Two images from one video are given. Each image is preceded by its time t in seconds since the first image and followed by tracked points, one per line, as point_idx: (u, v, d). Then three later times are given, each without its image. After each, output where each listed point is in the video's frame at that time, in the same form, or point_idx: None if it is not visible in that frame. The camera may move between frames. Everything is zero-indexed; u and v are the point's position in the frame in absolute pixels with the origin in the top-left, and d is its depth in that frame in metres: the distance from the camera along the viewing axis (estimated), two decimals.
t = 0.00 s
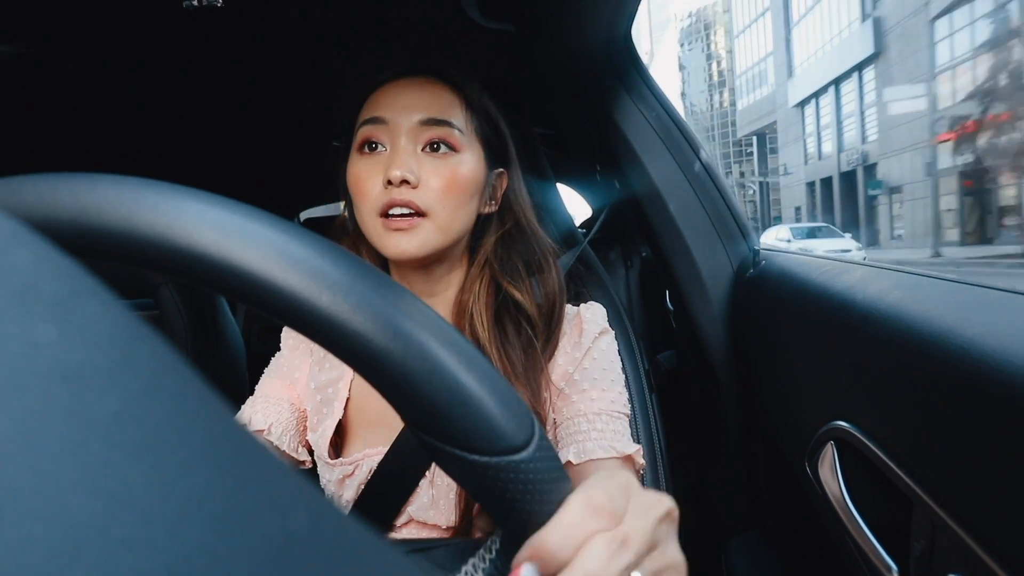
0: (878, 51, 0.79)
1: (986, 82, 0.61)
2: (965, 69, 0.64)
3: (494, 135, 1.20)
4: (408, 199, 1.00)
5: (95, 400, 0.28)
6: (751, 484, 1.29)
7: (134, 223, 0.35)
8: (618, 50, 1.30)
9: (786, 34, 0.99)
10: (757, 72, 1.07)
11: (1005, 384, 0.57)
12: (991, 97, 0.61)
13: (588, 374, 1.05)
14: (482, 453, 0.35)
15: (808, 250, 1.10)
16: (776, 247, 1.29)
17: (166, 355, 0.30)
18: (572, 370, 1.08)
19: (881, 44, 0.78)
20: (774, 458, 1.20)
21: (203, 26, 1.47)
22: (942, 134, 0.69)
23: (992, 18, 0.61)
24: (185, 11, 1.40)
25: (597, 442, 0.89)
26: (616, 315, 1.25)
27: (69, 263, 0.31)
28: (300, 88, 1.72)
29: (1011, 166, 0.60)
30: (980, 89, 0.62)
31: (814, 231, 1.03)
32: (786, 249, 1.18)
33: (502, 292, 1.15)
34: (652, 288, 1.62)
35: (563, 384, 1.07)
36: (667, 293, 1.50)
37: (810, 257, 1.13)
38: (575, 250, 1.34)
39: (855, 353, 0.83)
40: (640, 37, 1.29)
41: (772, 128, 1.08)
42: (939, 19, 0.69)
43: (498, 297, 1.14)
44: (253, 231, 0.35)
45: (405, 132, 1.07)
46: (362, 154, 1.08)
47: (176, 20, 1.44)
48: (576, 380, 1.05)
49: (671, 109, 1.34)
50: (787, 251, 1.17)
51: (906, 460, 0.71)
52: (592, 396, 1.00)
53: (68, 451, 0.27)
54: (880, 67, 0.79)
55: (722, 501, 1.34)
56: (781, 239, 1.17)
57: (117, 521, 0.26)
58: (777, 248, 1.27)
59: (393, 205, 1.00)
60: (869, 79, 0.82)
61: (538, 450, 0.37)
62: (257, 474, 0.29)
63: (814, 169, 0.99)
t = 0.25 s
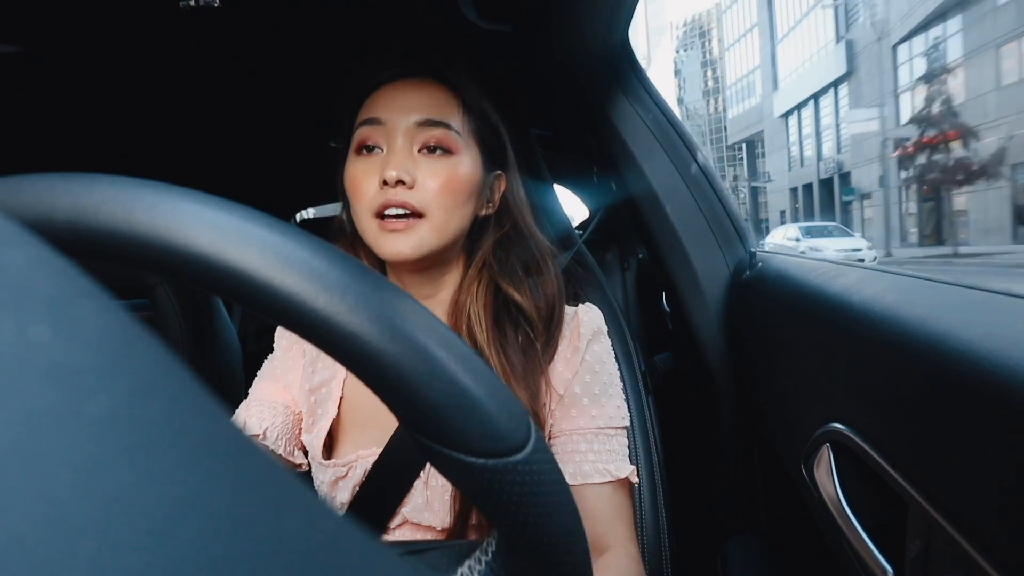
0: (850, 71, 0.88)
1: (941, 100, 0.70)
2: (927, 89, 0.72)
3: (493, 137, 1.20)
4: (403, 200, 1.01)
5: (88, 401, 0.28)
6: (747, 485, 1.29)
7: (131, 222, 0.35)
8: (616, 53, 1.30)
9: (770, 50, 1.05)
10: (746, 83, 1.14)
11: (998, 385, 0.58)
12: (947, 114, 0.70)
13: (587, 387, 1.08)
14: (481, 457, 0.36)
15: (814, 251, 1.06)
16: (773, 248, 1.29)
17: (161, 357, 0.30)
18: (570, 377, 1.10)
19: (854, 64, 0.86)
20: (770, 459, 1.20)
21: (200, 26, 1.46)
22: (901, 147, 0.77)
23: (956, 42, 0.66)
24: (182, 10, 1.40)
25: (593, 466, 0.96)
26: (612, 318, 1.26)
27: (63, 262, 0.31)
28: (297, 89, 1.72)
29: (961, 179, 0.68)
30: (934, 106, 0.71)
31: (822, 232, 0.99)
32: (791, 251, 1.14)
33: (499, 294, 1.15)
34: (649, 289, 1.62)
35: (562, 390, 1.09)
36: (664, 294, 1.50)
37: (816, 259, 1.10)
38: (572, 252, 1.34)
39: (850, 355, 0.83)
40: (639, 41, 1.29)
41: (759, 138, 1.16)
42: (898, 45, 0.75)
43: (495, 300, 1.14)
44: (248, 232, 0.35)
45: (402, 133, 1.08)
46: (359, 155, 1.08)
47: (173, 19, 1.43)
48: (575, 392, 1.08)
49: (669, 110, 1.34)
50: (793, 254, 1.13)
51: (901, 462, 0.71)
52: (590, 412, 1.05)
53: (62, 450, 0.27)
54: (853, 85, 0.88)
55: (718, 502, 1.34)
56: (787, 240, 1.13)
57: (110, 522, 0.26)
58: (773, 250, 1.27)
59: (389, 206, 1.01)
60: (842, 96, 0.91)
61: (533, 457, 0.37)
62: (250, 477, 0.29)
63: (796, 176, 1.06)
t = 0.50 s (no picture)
0: (829, 85, 0.88)
1: (894, 119, 0.75)
2: (887, 106, 0.76)
3: (498, 140, 1.20)
4: (412, 201, 1.01)
5: (85, 402, 0.28)
6: (746, 486, 1.29)
7: (140, 225, 0.35)
8: (613, 56, 1.30)
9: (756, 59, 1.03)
10: (736, 92, 1.12)
11: (997, 388, 0.57)
12: (900, 131, 0.75)
13: (590, 391, 1.08)
14: (480, 460, 0.35)
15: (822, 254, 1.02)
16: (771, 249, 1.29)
17: (159, 359, 0.30)
18: (571, 379, 1.10)
19: (832, 79, 0.87)
20: (768, 460, 1.20)
21: (197, 30, 1.46)
22: (858, 161, 0.82)
23: (916, 65, 0.70)
24: (179, 14, 1.40)
25: (596, 471, 0.96)
26: (612, 320, 1.26)
27: (59, 264, 0.31)
28: (294, 92, 1.72)
29: (914, 188, 0.73)
30: (890, 126, 0.76)
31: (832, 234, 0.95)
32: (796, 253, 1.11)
33: (504, 295, 1.15)
34: (648, 290, 1.62)
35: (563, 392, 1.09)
36: (661, 295, 1.51)
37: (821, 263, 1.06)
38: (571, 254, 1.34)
39: (849, 357, 0.83)
40: (635, 44, 1.29)
41: (749, 145, 1.15)
42: (868, 62, 0.78)
43: (499, 301, 1.14)
44: (260, 237, 0.35)
45: (410, 134, 1.08)
46: (366, 156, 1.08)
47: (170, 24, 1.43)
48: (579, 395, 1.08)
49: (665, 112, 1.35)
50: (800, 256, 1.10)
51: (901, 464, 0.71)
52: (595, 416, 1.05)
53: (56, 456, 0.27)
54: (831, 99, 0.88)
55: (717, 503, 1.34)
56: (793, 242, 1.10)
57: (105, 526, 0.26)
58: (771, 251, 1.27)
59: (395, 207, 1.01)
60: (820, 108, 0.92)
61: (532, 462, 0.37)
62: (247, 477, 0.29)
63: (783, 181, 1.07)
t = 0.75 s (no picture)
0: (810, 99, 0.93)
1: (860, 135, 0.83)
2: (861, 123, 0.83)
3: (500, 140, 1.20)
4: (414, 200, 1.01)
5: (83, 407, 0.28)
6: (745, 485, 1.29)
7: (144, 226, 0.34)
8: (610, 55, 1.30)
9: (748, 73, 1.06)
10: (728, 101, 1.14)
11: (994, 384, 0.58)
12: (866, 144, 0.82)
13: (590, 391, 1.08)
14: (494, 475, 0.36)
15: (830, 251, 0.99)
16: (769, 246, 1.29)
17: (160, 363, 0.30)
18: (571, 378, 1.10)
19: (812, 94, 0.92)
20: (768, 458, 1.20)
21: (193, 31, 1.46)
22: (832, 169, 0.90)
23: (884, 85, 0.76)
24: (175, 15, 1.40)
25: (596, 470, 0.97)
26: (611, 319, 1.26)
27: (57, 269, 0.31)
28: (290, 92, 1.72)
29: (883, 194, 0.80)
30: (856, 141, 0.84)
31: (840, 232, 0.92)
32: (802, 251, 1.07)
33: (504, 293, 1.15)
34: (646, 289, 1.62)
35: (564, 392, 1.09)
36: (660, 294, 1.51)
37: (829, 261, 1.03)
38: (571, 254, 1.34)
39: (847, 355, 0.83)
40: (632, 42, 1.30)
41: (740, 152, 1.18)
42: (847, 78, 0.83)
43: (500, 298, 1.14)
44: (264, 238, 0.35)
45: (412, 134, 1.08)
46: (367, 155, 1.08)
47: (166, 25, 1.43)
48: (579, 395, 1.08)
49: (662, 109, 1.34)
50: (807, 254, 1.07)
51: (902, 462, 0.71)
52: (595, 415, 1.05)
53: (53, 460, 0.27)
54: (813, 112, 0.93)
55: (716, 501, 1.34)
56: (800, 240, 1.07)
57: (104, 529, 0.26)
58: (770, 249, 1.27)
59: (398, 206, 1.01)
60: (798, 122, 0.97)
61: (538, 474, 0.37)
62: (247, 480, 0.29)
63: (770, 185, 1.11)
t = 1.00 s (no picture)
0: (795, 111, 0.99)
1: (833, 148, 0.91)
2: (842, 135, 0.89)
3: (496, 140, 1.20)
4: (411, 202, 1.01)
5: (83, 407, 0.28)
6: (745, 485, 1.29)
7: (139, 226, 0.34)
8: (609, 55, 1.30)
9: (741, 83, 1.09)
10: (723, 109, 1.16)
11: (992, 382, 0.58)
12: (839, 155, 0.90)
13: (588, 391, 1.08)
14: (496, 475, 0.36)
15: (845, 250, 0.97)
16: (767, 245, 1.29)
17: (159, 362, 0.30)
18: (569, 378, 1.10)
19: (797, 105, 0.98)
20: (767, 458, 1.20)
21: (191, 31, 1.46)
22: (807, 178, 0.98)
23: (860, 100, 0.84)
24: (173, 16, 1.40)
25: (593, 469, 0.97)
26: (609, 319, 1.25)
27: (55, 268, 0.31)
28: (289, 92, 1.71)
29: (854, 202, 0.88)
30: (830, 153, 0.92)
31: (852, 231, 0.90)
32: (817, 249, 1.04)
33: (500, 293, 1.15)
34: (645, 289, 1.62)
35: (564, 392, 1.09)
36: (658, 294, 1.51)
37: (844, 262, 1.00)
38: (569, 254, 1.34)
39: (845, 354, 0.84)
40: (631, 43, 1.30)
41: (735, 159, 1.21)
42: (829, 92, 0.90)
43: (497, 299, 1.14)
44: (259, 238, 0.35)
45: (407, 135, 1.08)
46: (364, 155, 1.08)
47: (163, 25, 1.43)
48: (577, 395, 1.08)
49: (660, 109, 1.34)
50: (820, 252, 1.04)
51: (902, 463, 0.71)
52: (593, 416, 1.05)
53: (52, 461, 0.27)
54: (798, 124, 0.99)
55: (715, 501, 1.34)
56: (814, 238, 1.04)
57: (102, 530, 0.26)
58: (769, 249, 1.27)
59: (394, 207, 1.01)
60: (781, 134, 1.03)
61: (539, 476, 0.37)
62: (247, 479, 0.29)
63: (761, 190, 1.15)
